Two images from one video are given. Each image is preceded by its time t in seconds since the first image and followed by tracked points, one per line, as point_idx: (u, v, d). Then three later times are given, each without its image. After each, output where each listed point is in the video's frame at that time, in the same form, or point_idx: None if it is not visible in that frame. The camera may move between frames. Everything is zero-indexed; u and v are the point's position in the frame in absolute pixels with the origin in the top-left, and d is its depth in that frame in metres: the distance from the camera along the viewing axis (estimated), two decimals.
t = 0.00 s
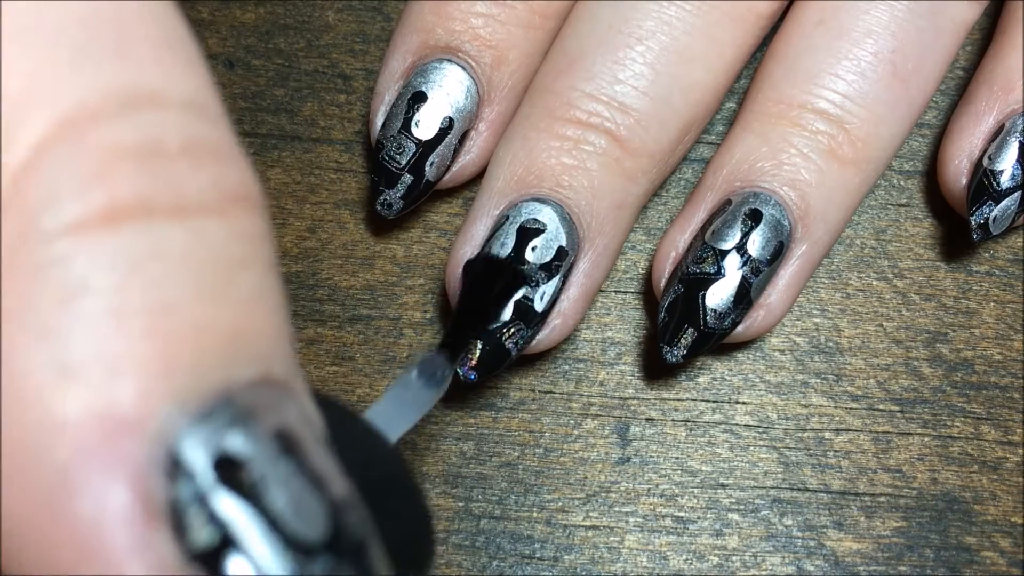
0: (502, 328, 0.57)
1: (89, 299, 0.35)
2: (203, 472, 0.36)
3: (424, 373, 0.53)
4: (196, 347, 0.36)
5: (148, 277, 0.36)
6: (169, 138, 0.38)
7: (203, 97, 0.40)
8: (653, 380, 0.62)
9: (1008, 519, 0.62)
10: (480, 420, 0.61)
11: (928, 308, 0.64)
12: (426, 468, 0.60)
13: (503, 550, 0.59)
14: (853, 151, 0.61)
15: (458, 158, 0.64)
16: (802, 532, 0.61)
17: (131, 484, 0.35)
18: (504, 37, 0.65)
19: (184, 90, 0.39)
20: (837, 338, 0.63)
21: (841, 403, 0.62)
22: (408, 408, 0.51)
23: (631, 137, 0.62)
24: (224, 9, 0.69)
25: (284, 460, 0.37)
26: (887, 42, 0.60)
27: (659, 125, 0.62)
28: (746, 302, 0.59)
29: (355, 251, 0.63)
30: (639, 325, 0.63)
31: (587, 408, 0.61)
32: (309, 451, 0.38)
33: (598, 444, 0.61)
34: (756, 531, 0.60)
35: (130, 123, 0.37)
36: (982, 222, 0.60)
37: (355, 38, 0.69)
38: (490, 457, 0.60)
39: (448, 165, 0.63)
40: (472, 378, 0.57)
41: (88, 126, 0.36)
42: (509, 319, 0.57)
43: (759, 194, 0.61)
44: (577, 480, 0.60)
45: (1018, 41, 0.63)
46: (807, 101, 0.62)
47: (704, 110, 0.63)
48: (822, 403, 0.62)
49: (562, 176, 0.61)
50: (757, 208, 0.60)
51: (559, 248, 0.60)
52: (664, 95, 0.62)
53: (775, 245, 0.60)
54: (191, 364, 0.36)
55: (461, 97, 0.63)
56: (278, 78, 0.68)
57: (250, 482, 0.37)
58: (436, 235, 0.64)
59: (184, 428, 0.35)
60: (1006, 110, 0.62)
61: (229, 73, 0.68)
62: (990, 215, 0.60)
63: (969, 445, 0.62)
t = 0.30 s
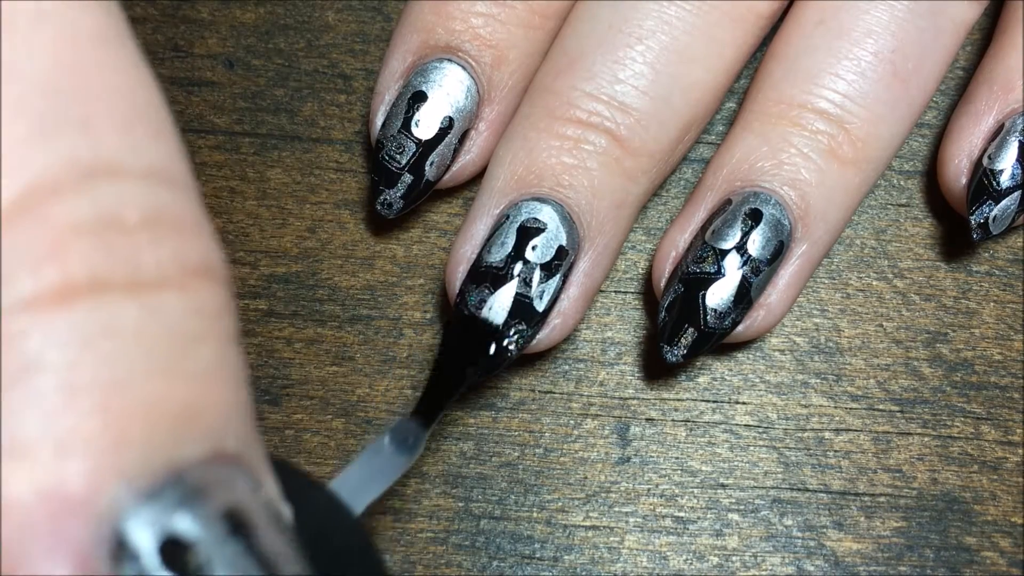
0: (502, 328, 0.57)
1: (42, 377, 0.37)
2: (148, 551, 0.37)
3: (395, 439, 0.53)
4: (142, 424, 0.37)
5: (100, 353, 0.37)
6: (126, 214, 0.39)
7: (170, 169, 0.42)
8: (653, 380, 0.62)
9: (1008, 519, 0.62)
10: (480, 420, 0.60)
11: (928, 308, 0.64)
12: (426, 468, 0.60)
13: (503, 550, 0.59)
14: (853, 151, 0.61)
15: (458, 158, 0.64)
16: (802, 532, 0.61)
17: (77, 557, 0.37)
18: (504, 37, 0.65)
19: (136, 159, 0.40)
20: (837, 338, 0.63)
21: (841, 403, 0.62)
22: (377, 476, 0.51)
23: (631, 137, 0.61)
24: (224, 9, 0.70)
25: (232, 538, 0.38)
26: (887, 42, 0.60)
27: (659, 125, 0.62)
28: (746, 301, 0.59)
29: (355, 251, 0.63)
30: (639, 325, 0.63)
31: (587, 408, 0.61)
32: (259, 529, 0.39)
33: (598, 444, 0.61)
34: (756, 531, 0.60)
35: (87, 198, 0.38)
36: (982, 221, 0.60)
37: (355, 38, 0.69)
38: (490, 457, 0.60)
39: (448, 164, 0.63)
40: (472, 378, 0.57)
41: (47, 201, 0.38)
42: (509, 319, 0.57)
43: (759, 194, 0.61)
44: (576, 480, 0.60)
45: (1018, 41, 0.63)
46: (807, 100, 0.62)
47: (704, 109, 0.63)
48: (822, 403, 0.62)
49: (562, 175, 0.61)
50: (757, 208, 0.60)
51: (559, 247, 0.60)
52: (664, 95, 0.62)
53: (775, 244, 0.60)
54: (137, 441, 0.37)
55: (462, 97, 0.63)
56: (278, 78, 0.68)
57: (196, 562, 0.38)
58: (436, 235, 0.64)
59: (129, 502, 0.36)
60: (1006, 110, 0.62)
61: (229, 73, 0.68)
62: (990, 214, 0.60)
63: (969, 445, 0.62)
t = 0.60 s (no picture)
0: (502, 326, 0.57)
1: None
2: None
3: (369, 526, 0.49)
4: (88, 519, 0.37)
5: (36, 446, 0.37)
6: (73, 298, 0.39)
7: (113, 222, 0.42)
8: (653, 380, 0.62)
9: (1008, 519, 0.62)
10: (480, 420, 0.60)
11: (928, 308, 0.64)
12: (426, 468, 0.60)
13: (503, 550, 0.59)
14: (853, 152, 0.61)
15: (457, 157, 0.64)
16: (802, 532, 0.61)
17: None
18: (503, 36, 0.65)
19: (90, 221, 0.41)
20: (837, 338, 0.63)
21: (841, 403, 0.62)
22: (346, 564, 0.46)
23: (631, 136, 0.61)
24: (224, 9, 0.70)
25: None
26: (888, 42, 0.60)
27: (659, 125, 0.62)
28: (746, 301, 0.59)
29: (355, 251, 0.63)
30: (639, 325, 0.63)
31: (587, 408, 0.61)
32: None
33: (598, 444, 0.61)
34: (756, 531, 0.60)
35: (34, 281, 0.37)
36: (981, 220, 0.60)
37: (355, 38, 0.69)
38: (490, 457, 0.60)
39: (447, 163, 0.63)
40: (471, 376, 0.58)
41: None
42: (509, 317, 0.58)
43: (760, 193, 0.61)
44: (577, 480, 0.60)
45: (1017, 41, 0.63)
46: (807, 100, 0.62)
47: (704, 109, 0.63)
48: (822, 403, 0.62)
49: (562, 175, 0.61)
50: (758, 207, 0.60)
51: (559, 245, 0.60)
52: (663, 94, 0.62)
53: (776, 244, 0.60)
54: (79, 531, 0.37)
55: (460, 96, 0.63)
56: (278, 78, 0.68)
57: None
58: (436, 235, 0.64)
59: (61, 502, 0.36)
60: (1006, 109, 0.61)
61: (229, 73, 0.68)
62: (990, 213, 0.60)
63: (969, 445, 0.62)
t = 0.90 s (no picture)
0: (495, 324, 0.57)
1: None
2: None
3: None
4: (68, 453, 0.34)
5: None
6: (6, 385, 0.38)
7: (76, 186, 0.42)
8: (652, 379, 0.62)
9: (1009, 519, 0.61)
10: (480, 420, 0.61)
11: (928, 308, 0.64)
12: (426, 468, 0.60)
13: (502, 549, 0.59)
14: (850, 150, 0.61)
15: (452, 154, 0.64)
16: (802, 532, 0.61)
17: None
18: (498, 34, 0.65)
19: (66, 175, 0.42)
20: (837, 338, 0.63)
21: (841, 403, 0.62)
22: None
23: (626, 134, 0.61)
24: (224, 9, 0.70)
25: None
26: (885, 41, 0.60)
27: (655, 123, 0.61)
28: (744, 300, 0.59)
29: (355, 251, 0.63)
30: (640, 325, 0.63)
31: (587, 408, 0.61)
32: None
33: (598, 444, 0.61)
34: (756, 530, 0.60)
35: None
36: (975, 216, 0.60)
37: (355, 38, 0.69)
38: (490, 457, 0.60)
39: (442, 161, 0.63)
40: (465, 375, 0.58)
41: None
42: (503, 315, 0.57)
43: (755, 191, 0.61)
44: (577, 480, 0.60)
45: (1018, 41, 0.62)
46: (805, 99, 0.62)
47: (698, 107, 0.63)
48: (822, 403, 0.62)
49: (557, 173, 0.61)
50: (753, 205, 0.60)
51: (552, 242, 0.59)
52: (658, 92, 0.61)
53: (772, 241, 0.60)
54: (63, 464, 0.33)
55: (455, 93, 0.63)
56: (278, 78, 0.68)
57: None
58: (436, 235, 0.64)
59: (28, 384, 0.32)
60: (998, 106, 0.61)
61: (229, 72, 0.68)
62: (983, 208, 0.60)
63: (969, 445, 0.62)
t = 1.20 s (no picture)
0: (491, 322, 0.57)
1: None
2: None
3: None
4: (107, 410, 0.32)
5: None
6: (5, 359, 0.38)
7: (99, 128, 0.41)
8: (651, 379, 0.62)
9: (1009, 519, 0.61)
10: (480, 420, 0.61)
11: (928, 308, 0.64)
12: (426, 468, 0.60)
13: (502, 549, 0.59)
14: (844, 145, 0.61)
15: (452, 154, 0.64)
16: (802, 532, 0.61)
17: None
18: (495, 32, 0.65)
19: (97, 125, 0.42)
20: (837, 338, 0.63)
21: (841, 404, 0.62)
22: None
23: (620, 131, 0.61)
24: (224, 9, 0.70)
25: None
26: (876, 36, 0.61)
27: (651, 120, 0.61)
28: (737, 296, 0.59)
29: (355, 251, 0.63)
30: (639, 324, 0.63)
31: (587, 408, 0.61)
32: None
33: (598, 444, 0.61)
34: (756, 531, 0.60)
35: None
36: (966, 210, 0.61)
37: (355, 38, 0.69)
38: (490, 457, 0.60)
39: (442, 160, 0.63)
40: (463, 373, 0.58)
41: None
42: (498, 312, 0.57)
43: (747, 187, 0.61)
44: (577, 480, 0.60)
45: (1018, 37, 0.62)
46: (798, 95, 0.62)
47: (693, 104, 0.63)
48: (822, 403, 0.62)
49: (551, 170, 0.61)
50: (745, 201, 0.60)
51: (547, 240, 0.59)
52: (653, 89, 0.61)
53: (764, 237, 0.60)
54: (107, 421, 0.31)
55: (455, 93, 0.63)
56: (278, 78, 0.68)
57: None
58: (436, 235, 0.64)
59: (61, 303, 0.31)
60: (987, 101, 0.61)
61: (229, 72, 0.68)
62: (974, 202, 0.61)
63: (969, 445, 0.62)
